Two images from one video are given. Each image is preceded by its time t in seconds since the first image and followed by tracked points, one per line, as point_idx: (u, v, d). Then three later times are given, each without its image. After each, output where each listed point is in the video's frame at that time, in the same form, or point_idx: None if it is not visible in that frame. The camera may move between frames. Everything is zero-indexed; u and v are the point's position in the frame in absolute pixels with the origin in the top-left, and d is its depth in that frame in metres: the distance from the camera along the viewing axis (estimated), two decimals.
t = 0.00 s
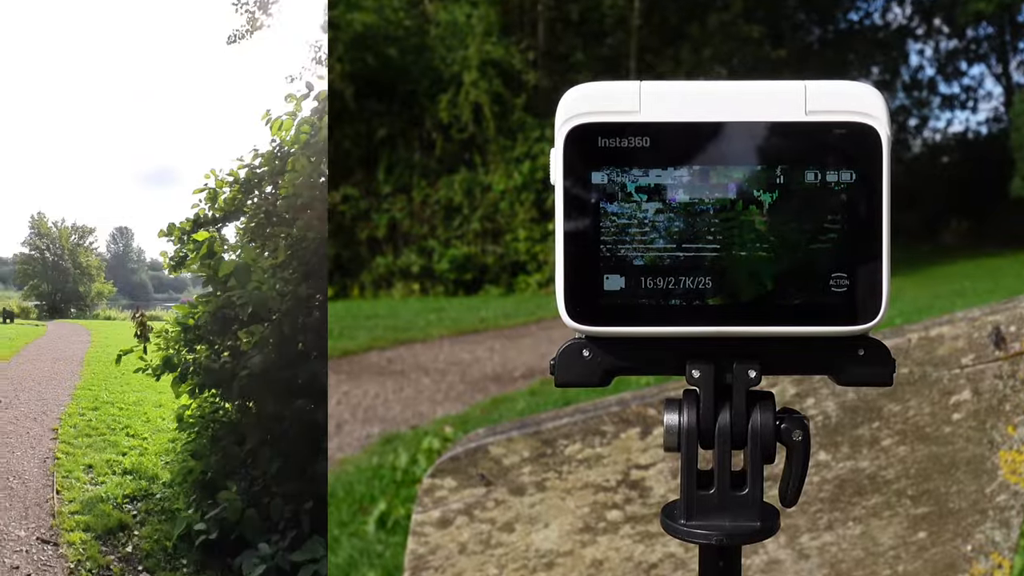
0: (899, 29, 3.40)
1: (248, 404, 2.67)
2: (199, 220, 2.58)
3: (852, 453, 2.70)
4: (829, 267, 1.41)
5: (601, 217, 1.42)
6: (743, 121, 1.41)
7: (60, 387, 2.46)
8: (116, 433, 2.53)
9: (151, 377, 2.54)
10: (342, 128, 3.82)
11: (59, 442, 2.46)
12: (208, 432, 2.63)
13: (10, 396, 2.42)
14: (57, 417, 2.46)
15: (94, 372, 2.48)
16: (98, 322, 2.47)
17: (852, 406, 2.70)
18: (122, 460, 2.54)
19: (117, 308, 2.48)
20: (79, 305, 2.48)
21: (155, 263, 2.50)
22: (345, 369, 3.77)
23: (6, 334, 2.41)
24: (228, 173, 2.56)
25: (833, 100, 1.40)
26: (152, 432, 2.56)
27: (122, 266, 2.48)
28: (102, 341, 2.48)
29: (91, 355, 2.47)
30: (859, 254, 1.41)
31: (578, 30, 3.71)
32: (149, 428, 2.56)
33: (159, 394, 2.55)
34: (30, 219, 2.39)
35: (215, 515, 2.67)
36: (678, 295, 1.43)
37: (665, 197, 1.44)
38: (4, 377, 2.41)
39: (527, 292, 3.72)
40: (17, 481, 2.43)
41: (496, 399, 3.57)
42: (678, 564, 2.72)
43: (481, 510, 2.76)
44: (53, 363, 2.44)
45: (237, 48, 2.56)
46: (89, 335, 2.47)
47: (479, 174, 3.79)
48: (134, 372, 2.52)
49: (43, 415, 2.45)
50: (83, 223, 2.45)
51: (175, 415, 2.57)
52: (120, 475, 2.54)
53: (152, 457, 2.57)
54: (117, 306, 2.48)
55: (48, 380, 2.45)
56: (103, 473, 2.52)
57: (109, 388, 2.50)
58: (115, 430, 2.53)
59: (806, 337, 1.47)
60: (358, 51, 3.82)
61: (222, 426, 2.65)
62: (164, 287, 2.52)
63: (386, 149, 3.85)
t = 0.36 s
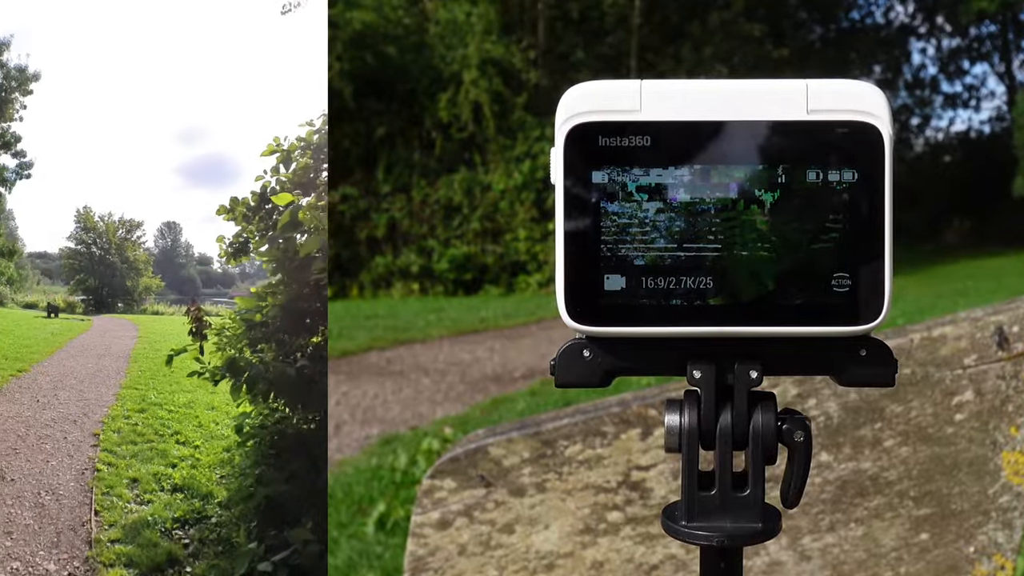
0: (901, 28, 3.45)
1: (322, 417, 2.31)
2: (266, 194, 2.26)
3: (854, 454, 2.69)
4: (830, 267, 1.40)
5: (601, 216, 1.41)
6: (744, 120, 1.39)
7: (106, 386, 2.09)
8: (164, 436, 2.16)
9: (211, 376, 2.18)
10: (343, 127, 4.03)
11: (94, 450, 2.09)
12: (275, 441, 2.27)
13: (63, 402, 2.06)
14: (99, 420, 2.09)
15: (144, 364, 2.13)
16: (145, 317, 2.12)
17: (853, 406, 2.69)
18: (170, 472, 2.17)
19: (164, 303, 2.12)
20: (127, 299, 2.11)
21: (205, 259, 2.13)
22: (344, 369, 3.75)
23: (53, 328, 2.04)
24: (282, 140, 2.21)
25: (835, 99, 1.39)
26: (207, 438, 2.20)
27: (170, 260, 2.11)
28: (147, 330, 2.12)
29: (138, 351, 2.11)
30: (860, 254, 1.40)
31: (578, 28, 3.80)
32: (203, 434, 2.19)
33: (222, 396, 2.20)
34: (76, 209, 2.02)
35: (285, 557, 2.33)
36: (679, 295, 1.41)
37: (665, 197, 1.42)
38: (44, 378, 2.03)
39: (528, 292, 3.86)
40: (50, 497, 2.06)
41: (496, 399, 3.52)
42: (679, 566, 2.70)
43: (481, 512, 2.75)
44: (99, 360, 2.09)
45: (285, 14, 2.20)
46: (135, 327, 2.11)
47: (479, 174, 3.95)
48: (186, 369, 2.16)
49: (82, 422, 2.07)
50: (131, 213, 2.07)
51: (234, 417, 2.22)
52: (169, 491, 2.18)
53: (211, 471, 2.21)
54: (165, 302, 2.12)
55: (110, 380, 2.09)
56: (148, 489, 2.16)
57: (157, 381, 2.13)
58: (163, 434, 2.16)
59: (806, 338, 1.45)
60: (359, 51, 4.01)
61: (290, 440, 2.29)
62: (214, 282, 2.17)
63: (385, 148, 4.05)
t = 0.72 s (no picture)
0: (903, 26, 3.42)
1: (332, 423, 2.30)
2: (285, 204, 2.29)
3: (856, 455, 2.68)
4: (832, 265, 1.39)
5: (602, 216, 1.39)
6: (746, 119, 1.38)
7: (131, 386, 2.13)
8: (193, 446, 2.19)
9: (241, 376, 2.21)
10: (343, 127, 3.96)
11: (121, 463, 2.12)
12: (305, 452, 2.30)
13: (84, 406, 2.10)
14: (123, 425, 2.12)
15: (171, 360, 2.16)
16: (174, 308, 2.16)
17: (855, 407, 2.68)
18: (202, 488, 2.20)
19: (192, 293, 2.15)
20: (153, 290, 2.16)
21: (232, 247, 2.17)
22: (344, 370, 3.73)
23: (78, 320, 2.10)
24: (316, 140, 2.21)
25: (838, 98, 1.37)
26: (239, 447, 2.23)
27: (198, 251, 2.15)
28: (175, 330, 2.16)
29: (165, 345, 2.16)
30: (861, 254, 1.38)
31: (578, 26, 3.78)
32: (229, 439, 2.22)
33: (252, 402, 2.23)
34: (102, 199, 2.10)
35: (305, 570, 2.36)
36: (680, 295, 1.40)
37: (667, 196, 1.41)
38: (66, 372, 2.08)
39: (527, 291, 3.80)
40: (65, 524, 2.09)
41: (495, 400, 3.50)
42: (680, 567, 2.70)
43: (481, 512, 2.74)
44: (123, 354, 2.13)
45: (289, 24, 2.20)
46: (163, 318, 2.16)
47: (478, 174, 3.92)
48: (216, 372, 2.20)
49: (104, 427, 2.10)
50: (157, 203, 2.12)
51: (255, 420, 2.24)
52: (202, 517, 2.21)
53: (243, 482, 2.23)
54: (192, 292, 2.16)
55: (133, 378, 2.13)
56: (177, 516, 2.19)
57: (185, 384, 2.18)
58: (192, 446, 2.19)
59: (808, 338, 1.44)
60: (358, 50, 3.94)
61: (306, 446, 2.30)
62: (242, 272, 2.19)
63: (385, 147, 4.02)
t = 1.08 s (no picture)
0: (906, 24, 3.35)
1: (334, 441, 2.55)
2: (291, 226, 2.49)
3: (858, 456, 2.66)
4: (834, 265, 1.37)
5: (602, 215, 1.38)
6: (747, 118, 1.36)
7: (147, 395, 2.38)
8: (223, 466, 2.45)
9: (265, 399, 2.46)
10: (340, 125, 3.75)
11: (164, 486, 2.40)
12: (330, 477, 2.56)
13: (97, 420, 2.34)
14: (140, 438, 2.37)
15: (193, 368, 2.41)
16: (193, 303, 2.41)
17: (857, 408, 2.66)
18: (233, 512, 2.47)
19: (210, 288, 2.41)
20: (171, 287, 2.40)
21: (249, 243, 2.44)
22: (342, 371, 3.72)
23: (92, 319, 2.34)
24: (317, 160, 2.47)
25: (840, 97, 1.36)
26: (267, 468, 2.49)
27: (214, 246, 2.42)
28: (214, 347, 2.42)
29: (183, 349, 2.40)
30: (863, 254, 1.37)
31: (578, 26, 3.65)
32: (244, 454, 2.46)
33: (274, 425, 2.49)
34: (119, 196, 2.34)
35: None
36: (681, 295, 1.38)
37: (668, 195, 1.40)
38: (77, 377, 2.32)
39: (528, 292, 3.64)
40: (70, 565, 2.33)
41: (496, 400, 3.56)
42: (681, 568, 2.70)
43: (481, 514, 2.72)
44: (141, 355, 2.37)
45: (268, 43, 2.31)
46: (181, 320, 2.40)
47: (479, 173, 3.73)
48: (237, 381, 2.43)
49: (118, 444, 2.35)
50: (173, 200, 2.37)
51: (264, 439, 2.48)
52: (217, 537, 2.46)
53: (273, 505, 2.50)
54: (209, 288, 2.41)
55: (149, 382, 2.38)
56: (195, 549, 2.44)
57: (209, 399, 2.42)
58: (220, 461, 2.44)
59: (810, 339, 1.42)
60: (357, 48, 3.76)
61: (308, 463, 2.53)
62: (258, 266, 2.44)
63: (383, 146, 3.79)
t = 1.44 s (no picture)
0: (909, 22, 3.32)
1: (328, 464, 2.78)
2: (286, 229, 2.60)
3: (860, 457, 2.65)
4: (835, 265, 1.35)
5: (602, 215, 1.37)
6: (749, 117, 1.35)
7: (163, 403, 2.54)
8: (254, 491, 2.63)
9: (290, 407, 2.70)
10: (339, 125, 3.73)
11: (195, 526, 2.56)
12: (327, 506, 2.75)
13: (111, 434, 2.48)
14: (155, 457, 2.51)
15: (214, 372, 2.60)
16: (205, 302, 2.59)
17: (859, 408, 2.64)
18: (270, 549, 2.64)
19: (223, 288, 2.60)
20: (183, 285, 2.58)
21: (259, 242, 2.64)
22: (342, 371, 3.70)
23: (104, 318, 2.48)
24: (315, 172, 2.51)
25: (842, 96, 1.34)
26: (298, 493, 2.71)
27: (225, 244, 2.60)
28: (233, 348, 2.61)
29: (199, 349, 2.58)
30: (864, 253, 1.35)
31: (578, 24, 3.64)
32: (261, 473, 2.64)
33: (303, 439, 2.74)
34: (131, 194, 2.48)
35: None
36: (682, 295, 1.37)
37: (669, 195, 1.39)
38: (90, 381, 2.46)
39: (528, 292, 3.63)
40: None
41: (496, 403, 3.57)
42: (682, 570, 2.69)
43: (481, 515, 2.71)
44: (155, 358, 2.54)
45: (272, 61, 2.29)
46: (196, 319, 2.58)
47: (479, 172, 3.71)
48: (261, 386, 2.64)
49: (134, 464, 2.49)
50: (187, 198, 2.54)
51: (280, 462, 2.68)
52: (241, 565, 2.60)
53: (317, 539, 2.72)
54: (222, 287, 2.61)
55: (163, 383, 2.55)
56: None
57: (233, 409, 2.61)
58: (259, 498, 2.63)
59: (812, 339, 1.41)
60: (355, 46, 3.73)
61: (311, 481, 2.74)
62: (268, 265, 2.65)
63: (383, 145, 3.76)
